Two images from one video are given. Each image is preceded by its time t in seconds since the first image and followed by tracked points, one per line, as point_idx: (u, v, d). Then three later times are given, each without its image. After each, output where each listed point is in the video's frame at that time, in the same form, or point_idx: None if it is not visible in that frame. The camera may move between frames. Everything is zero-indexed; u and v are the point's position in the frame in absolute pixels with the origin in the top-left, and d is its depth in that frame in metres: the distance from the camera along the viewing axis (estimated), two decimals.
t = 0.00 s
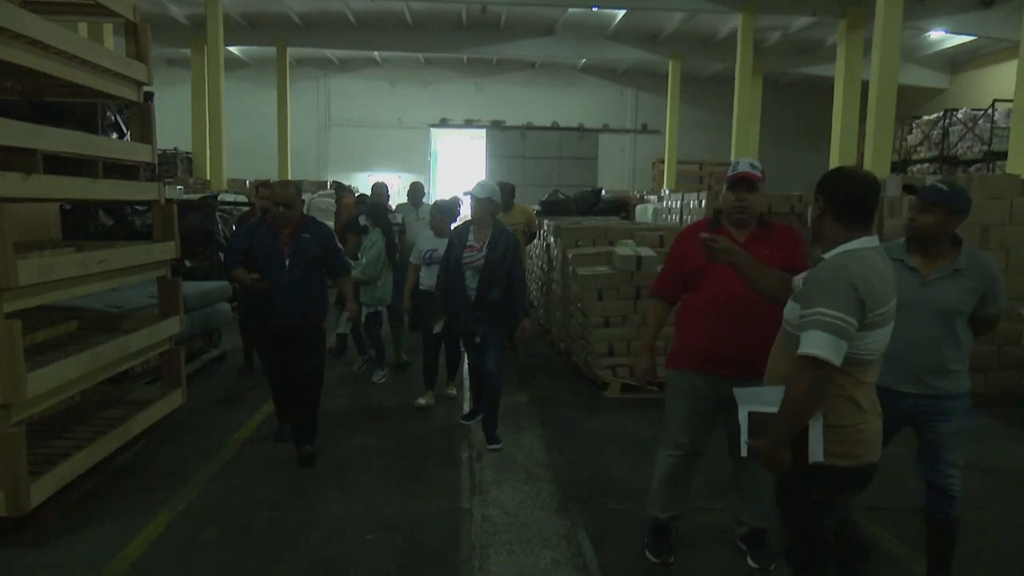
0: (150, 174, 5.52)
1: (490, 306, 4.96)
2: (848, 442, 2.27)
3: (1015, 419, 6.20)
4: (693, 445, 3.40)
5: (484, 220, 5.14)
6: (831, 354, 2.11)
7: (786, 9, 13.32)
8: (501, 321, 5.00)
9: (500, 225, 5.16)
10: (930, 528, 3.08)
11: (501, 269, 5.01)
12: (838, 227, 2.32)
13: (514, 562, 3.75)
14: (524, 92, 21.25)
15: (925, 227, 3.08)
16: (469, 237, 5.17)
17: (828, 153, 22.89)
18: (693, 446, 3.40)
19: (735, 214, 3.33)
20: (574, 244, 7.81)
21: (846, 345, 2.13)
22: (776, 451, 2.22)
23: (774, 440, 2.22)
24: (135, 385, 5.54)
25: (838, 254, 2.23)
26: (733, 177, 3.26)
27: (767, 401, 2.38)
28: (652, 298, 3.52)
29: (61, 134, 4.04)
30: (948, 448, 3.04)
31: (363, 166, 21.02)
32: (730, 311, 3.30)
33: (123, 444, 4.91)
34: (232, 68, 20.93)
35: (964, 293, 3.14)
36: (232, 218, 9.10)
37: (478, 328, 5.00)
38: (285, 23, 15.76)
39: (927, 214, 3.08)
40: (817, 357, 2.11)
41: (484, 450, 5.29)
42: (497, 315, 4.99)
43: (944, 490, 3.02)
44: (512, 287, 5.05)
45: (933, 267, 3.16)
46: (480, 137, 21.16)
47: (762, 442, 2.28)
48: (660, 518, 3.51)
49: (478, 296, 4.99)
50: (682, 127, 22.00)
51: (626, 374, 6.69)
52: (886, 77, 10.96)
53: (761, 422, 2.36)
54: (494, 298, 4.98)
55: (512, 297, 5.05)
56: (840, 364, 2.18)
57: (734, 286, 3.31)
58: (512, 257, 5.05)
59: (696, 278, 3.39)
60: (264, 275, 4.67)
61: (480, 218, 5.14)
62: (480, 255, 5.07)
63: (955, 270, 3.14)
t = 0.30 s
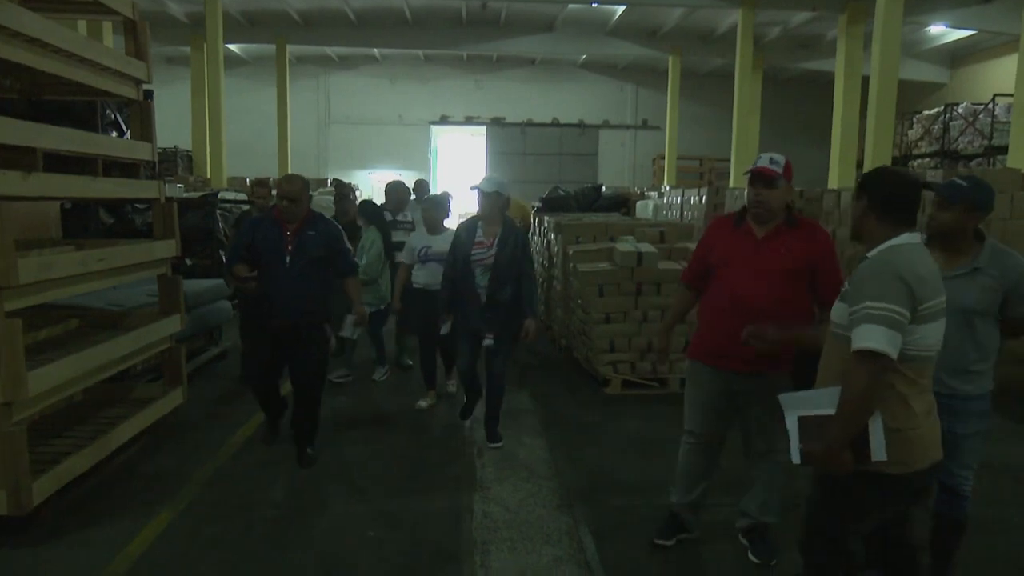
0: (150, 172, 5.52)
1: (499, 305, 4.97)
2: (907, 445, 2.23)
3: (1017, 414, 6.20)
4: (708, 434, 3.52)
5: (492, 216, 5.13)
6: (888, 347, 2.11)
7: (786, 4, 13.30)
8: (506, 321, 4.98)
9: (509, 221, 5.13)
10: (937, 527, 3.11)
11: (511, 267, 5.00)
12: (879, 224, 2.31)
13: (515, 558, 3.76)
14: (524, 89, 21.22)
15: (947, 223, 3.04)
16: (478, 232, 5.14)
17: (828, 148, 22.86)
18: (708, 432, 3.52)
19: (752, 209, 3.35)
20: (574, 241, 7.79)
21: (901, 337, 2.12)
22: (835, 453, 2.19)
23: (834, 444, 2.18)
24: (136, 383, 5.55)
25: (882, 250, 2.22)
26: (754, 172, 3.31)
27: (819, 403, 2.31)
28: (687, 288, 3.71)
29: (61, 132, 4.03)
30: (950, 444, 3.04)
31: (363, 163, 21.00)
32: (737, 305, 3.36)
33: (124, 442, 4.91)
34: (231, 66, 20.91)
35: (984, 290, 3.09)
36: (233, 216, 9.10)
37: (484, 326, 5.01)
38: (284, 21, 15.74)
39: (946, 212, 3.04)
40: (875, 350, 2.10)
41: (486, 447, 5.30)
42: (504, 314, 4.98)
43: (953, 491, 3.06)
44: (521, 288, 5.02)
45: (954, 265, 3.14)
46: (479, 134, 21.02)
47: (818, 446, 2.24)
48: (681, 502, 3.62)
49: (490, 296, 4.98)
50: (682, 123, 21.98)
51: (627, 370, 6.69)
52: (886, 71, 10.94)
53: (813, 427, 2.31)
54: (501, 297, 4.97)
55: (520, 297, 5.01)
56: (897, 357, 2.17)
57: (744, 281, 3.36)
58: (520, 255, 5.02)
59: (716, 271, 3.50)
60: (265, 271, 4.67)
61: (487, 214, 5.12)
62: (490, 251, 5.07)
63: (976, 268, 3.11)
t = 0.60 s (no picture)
0: (158, 168, 5.53)
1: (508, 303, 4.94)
2: (954, 437, 2.23)
3: None
4: (722, 425, 3.55)
5: (501, 213, 5.09)
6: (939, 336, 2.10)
7: None
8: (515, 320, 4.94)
9: (517, 219, 5.13)
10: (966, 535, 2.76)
11: (520, 265, 5.02)
12: (918, 220, 2.27)
13: (523, 552, 3.76)
14: (530, 83, 21.18)
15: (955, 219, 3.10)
16: (486, 229, 5.10)
17: (837, 142, 22.72)
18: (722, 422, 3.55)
19: (764, 202, 3.34)
20: (582, 235, 7.78)
21: (951, 324, 2.11)
22: (878, 438, 2.20)
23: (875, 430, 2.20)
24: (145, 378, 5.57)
25: (925, 237, 2.22)
26: (766, 165, 3.30)
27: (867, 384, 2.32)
28: (706, 282, 3.73)
29: (69, 128, 4.04)
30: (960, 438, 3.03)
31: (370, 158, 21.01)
32: (745, 298, 3.35)
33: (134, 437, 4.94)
34: (238, 61, 20.92)
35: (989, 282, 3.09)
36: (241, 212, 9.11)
37: (492, 327, 4.94)
38: (290, 16, 15.73)
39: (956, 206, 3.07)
40: (925, 337, 2.09)
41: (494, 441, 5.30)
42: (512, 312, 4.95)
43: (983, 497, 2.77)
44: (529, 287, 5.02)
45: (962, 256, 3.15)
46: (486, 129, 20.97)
47: (861, 429, 2.25)
48: (700, 490, 3.72)
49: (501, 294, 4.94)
50: (689, 117, 21.89)
51: (634, 365, 6.69)
52: (895, 65, 10.86)
53: (860, 410, 2.31)
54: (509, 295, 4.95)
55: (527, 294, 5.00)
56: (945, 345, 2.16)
57: (753, 274, 3.36)
58: (527, 252, 5.03)
59: (728, 264, 3.50)
60: (268, 269, 4.61)
61: (495, 212, 5.09)
62: (498, 250, 5.04)
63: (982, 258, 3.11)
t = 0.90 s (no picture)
0: (166, 166, 5.56)
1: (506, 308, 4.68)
2: (978, 445, 2.22)
3: None
4: (728, 423, 3.55)
5: (496, 214, 4.80)
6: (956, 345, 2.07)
7: None
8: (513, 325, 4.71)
9: (514, 220, 4.86)
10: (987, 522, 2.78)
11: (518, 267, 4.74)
12: (958, 214, 2.24)
13: (530, 549, 3.77)
14: (537, 81, 21.15)
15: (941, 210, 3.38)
16: (480, 233, 4.82)
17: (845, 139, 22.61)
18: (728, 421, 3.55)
19: (769, 199, 3.33)
20: (588, 233, 7.77)
21: (974, 333, 2.07)
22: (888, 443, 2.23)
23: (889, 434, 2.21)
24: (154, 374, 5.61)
25: (962, 239, 2.16)
26: (770, 163, 3.29)
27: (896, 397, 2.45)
28: (711, 279, 3.72)
29: (78, 125, 4.07)
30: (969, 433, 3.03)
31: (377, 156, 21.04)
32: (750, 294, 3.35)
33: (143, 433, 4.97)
34: (246, 60, 20.98)
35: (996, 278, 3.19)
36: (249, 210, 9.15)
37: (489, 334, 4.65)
38: (298, 14, 15.75)
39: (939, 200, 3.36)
40: (940, 345, 2.07)
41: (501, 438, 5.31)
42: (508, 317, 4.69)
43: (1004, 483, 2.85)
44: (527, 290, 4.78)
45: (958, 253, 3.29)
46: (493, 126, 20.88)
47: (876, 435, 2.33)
48: (706, 488, 3.72)
49: (497, 299, 4.65)
50: (697, 114, 21.83)
51: (641, 362, 6.69)
52: (904, 62, 10.81)
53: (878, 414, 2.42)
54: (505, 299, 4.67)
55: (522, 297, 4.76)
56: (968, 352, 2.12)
57: (758, 270, 3.35)
58: (524, 254, 4.76)
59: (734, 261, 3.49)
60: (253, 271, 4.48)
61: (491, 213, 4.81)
62: (493, 253, 4.76)
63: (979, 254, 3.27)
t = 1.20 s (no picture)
0: (171, 164, 5.56)
1: (491, 309, 4.54)
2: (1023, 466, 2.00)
3: None
4: (730, 423, 3.55)
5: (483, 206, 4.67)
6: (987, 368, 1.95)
7: None
8: (497, 326, 4.57)
9: (502, 214, 4.70)
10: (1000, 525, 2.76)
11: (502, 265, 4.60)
12: (996, 215, 2.08)
13: (533, 548, 3.78)
14: (541, 79, 21.14)
15: (939, 206, 3.32)
16: (468, 227, 4.68)
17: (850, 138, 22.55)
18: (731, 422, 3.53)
19: (786, 196, 3.29)
20: (592, 231, 7.77)
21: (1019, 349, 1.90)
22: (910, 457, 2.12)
23: (904, 441, 2.12)
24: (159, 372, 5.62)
25: (1005, 245, 1.95)
26: (789, 160, 3.25)
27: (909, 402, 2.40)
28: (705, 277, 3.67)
29: (83, 124, 4.07)
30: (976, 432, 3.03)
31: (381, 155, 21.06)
32: (761, 293, 3.31)
33: (147, 431, 4.98)
34: (250, 58, 21.00)
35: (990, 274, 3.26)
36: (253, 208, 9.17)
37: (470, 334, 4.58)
38: (302, 13, 15.76)
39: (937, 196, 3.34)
40: (980, 363, 1.92)
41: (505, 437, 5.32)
42: (493, 318, 4.55)
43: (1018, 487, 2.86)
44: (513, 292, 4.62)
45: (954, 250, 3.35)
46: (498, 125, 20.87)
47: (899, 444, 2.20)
48: (707, 488, 3.73)
49: (481, 299, 4.54)
50: (701, 113, 21.80)
51: (645, 361, 6.68)
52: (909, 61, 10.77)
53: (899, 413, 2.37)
54: (489, 298, 4.54)
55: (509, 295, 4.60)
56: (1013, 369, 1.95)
57: (770, 268, 3.32)
58: (512, 251, 4.62)
59: (740, 258, 3.46)
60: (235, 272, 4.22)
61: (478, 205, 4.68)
62: (481, 249, 4.62)
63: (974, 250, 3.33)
